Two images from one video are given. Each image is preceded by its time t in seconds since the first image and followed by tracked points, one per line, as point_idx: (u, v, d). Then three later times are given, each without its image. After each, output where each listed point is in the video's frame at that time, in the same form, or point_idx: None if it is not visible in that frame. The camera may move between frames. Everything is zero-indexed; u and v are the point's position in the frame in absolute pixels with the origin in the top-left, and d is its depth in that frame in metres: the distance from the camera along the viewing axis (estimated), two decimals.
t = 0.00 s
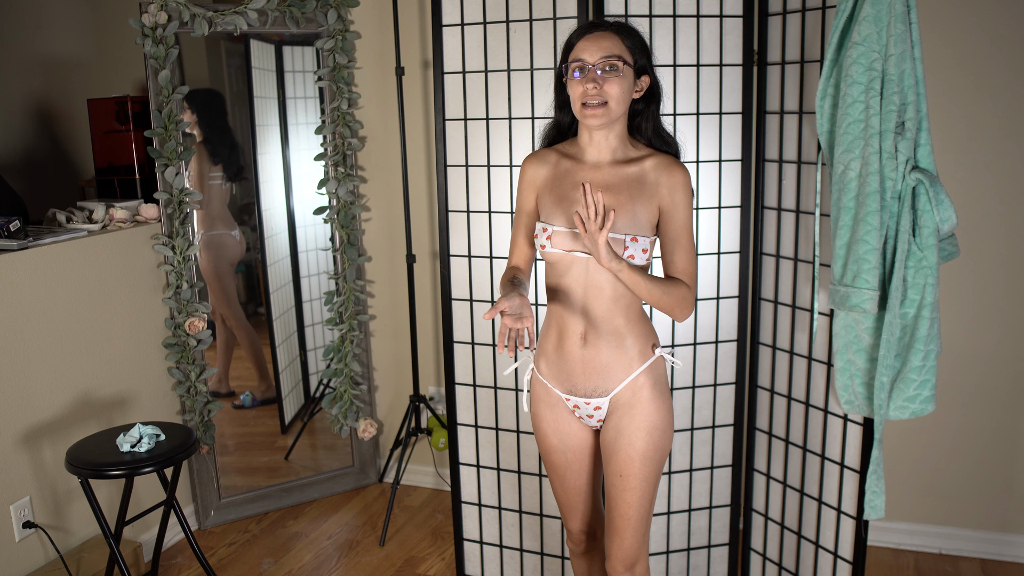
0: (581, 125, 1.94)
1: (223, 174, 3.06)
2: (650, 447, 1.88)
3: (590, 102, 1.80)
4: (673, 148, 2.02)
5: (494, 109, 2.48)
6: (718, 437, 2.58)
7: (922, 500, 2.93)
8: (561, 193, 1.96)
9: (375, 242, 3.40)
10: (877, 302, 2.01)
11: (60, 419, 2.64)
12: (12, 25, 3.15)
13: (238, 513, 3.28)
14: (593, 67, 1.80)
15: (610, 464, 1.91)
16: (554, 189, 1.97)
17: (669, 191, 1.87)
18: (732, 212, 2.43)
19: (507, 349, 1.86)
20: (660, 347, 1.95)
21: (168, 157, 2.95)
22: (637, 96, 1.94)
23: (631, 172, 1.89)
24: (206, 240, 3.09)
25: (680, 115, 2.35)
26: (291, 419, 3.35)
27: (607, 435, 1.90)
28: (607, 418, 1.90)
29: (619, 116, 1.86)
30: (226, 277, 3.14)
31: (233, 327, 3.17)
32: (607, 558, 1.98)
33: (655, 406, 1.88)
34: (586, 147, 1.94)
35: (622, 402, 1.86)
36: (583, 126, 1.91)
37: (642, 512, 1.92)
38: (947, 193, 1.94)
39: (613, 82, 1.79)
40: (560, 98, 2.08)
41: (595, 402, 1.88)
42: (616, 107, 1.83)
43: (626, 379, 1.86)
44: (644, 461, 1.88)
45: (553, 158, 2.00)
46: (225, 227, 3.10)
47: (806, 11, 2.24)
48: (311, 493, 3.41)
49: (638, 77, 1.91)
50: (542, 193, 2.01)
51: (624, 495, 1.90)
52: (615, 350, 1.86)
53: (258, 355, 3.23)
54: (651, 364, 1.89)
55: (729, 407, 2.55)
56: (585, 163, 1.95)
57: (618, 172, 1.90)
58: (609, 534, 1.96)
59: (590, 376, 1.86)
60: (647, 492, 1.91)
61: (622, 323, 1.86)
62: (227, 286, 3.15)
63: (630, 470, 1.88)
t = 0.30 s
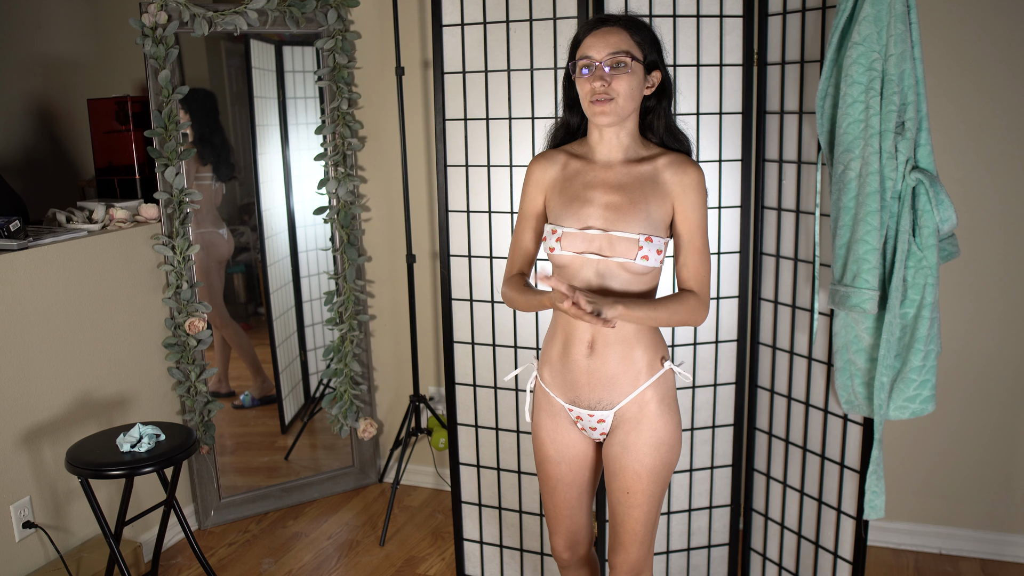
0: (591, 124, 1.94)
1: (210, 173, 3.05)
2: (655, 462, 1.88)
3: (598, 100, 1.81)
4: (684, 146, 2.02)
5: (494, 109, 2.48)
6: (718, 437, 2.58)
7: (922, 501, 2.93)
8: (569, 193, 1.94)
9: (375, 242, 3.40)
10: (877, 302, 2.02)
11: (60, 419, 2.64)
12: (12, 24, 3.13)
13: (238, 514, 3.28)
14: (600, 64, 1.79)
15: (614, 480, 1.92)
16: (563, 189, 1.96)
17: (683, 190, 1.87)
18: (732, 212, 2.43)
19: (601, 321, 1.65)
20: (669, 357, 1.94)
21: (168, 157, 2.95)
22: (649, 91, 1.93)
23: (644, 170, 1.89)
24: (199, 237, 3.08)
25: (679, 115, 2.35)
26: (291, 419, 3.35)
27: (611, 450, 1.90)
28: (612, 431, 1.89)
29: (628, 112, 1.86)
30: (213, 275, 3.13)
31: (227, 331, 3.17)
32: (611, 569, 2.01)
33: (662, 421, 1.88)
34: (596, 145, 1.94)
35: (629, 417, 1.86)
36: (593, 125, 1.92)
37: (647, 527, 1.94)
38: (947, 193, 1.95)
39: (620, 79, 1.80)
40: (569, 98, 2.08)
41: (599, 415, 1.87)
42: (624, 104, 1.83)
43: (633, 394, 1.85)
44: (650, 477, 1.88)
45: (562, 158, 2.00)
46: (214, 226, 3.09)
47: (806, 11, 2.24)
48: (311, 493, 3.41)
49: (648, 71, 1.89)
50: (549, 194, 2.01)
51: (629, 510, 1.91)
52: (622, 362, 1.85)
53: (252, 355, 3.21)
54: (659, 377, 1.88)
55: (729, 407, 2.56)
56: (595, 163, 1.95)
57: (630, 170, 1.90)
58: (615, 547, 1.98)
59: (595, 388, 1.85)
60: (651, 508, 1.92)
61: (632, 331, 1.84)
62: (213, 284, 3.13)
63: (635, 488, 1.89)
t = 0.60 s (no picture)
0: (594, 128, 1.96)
1: (210, 173, 3.05)
2: (649, 474, 1.86)
3: (572, 113, 1.84)
4: (690, 144, 1.92)
5: (494, 110, 2.48)
6: (718, 437, 2.58)
7: (922, 502, 2.93)
8: (571, 193, 1.97)
9: (375, 242, 3.40)
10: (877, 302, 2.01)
11: (60, 419, 2.64)
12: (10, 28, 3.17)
13: (238, 514, 3.28)
14: (563, 78, 1.81)
15: (607, 490, 1.90)
16: (567, 189, 1.99)
17: (686, 196, 1.82)
18: (732, 212, 2.43)
19: (580, 328, 1.69)
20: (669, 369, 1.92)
21: (168, 157, 2.96)
22: (636, 90, 1.84)
23: (645, 175, 1.87)
24: (203, 236, 3.09)
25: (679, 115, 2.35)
26: (291, 419, 3.35)
27: (605, 460, 1.89)
28: (605, 440, 1.88)
29: (610, 116, 1.83)
30: (206, 276, 3.11)
31: (227, 332, 3.17)
32: None
33: (657, 432, 1.86)
34: (598, 148, 1.95)
35: (621, 426, 1.85)
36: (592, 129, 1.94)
37: (641, 538, 1.92)
38: (947, 193, 1.94)
39: (585, 90, 1.79)
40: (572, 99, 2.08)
41: (592, 423, 1.87)
42: (599, 111, 1.82)
43: (626, 403, 1.84)
44: (643, 489, 1.86)
45: (570, 161, 2.03)
46: (207, 227, 3.09)
47: (806, 11, 2.24)
48: (311, 493, 3.41)
49: (627, 72, 1.81)
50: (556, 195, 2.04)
51: (622, 521, 1.90)
52: (617, 370, 1.85)
53: (248, 356, 3.20)
54: (656, 387, 1.87)
55: (729, 407, 2.56)
56: (598, 165, 1.96)
57: (630, 174, 1.89)
58: (610, 556, 1.97)
59: (588, 394, 1.86)
60: (645, 519, 1.90)
61: (630, 338, 1.84)
62: (208, 285, 3.12)
63: (628, 499, 1.88)
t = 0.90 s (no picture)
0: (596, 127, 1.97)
1: (210, 173, 3.05)
2: (643, 477, 1.86)
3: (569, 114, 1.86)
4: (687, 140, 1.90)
5: (494, 110, 2.48)
6: (718, 437, 2.58)
7: (921, 502, 2.93)
8: (573, 193, 1.98)
9: (375, 242, 3.40)
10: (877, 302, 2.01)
11: (60, 420, 2.64)
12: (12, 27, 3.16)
13: (238, 514, 3.28)
14: (557, 81, 1.83)
15: (602, 493, 1.90)
16: (570, 188, 2.01)
17: (683, 194, 1.80)
18: (732, 212, 2.43)
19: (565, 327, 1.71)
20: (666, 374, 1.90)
21: (168, 157, 2.96)
22: (628, 89, 1.82)
23: (643, 173, 1.87)
24: (206, 236, 3.09)
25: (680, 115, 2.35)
26: (291, 419, 3.35)
27: (599, 462, 1.89)
28: (599, 442, 1.88)
29: (604, 116, 1.84)
30: (205, 276, 3.11)
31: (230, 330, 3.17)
32: None
33: (651, 435, 1.85)
34: (599, 148, 1.96)
35: (615, 429, 1.85)
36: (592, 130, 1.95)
37: (636, 540, 1.92)
38: (947, 192, 1.94)
39: (577, 93, 1.80)
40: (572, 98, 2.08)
41: (585, 424, 1.87)
42: (592, 112, 1.82)
43: (620, 406, 1.83)
44: (636, 493, 1.86)
45: (575, 161, 2.04)
46: (204, 227, 3.08)
47: (806, 11, 2.25)
48: (311, 494, 3.41)
49: (617, 72, 1.80)
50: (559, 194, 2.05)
51: (616, 523, 1.90)
52: (612, 371, 1.84)
53: (248, 355, 3.20)
54: (651, 390, 1.85)
55: (729, 407, 2.56)
56: (599, 165, 1.97)
57: (628, 173, 1.89)
58: (606, 557, 1.98)
59: (582, 395, 1.86)
60: (640, 522, 1.90)
61: (626, 339, 1.83)
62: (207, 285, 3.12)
63: (622, 501, 1.88)
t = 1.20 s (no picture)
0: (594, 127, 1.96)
1: (209, 174, 3.05)
2: (647, 472, 1.86)
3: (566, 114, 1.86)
4: (684, 140, 1.91)
5: (494, 109, 2.48)
6: (718, 437, 2.58)
7: (921, 502, 2.93)
8: (569, 193, 1.97)
9: (375, 242, 3.40)
10: (877, 302, 2.01)
11: (60, 420, 2.64)
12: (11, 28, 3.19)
13: (238, 514, 3.28)
14: (554, 81, 1.83)
15: (606, 490, 1.90)
16: (567, 189, 2.00)
17: (685, 195, 1.81)
18: (732, 212, 2.43)
19: (574, 326, 1.70)
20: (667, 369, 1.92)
21: (168, 157, 2.95)
22: (624, 89, 1.83)
23: (644, 174, 1.87)
24: (204, 237, 3.09)
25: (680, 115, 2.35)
26: (291, 420, 3.35)
27: (603, 460, 1.89)
28: (603, 440, 1.88)
29: (602, 116, 1.84)
30: (206, 276, 3.11)
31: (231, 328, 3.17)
32: None
33: (654, 431, 1.86)
34: (597, 149, 1.95)
35: (620, 426, 1.85)
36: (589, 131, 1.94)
37: (641, 537, 1.92)
38: (947, 192, 1.94)
39: (574, 92, 1.81)
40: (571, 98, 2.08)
41: (589, 421, 1.87)
42: (590, 112, 1.82)
43: (625, 402, 1.84)
44: (641, 488, 1.86)
45: (570, 161, 2.03)
46: (206, 227, 3.08)
47: (806, 11, 2.24)
48: (311, 494, 3.41)
49: (614, 72, 1.80)
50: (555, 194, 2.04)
51: (621, 520, 1.90)
52: (616, 369, 1.84)
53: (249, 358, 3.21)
54: (654, 386, 1.87)
55: (729, 407, 2.56)
56: (597, 166, 1.96)
57: (628, 174, 1.89)
58: (609, 555, 1.98)
59: (586, 393, 1.86)
60: (644, 518, 1.91)
61: (628, 337, 1.83)
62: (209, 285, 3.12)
63: (626, 498, 1.88)
